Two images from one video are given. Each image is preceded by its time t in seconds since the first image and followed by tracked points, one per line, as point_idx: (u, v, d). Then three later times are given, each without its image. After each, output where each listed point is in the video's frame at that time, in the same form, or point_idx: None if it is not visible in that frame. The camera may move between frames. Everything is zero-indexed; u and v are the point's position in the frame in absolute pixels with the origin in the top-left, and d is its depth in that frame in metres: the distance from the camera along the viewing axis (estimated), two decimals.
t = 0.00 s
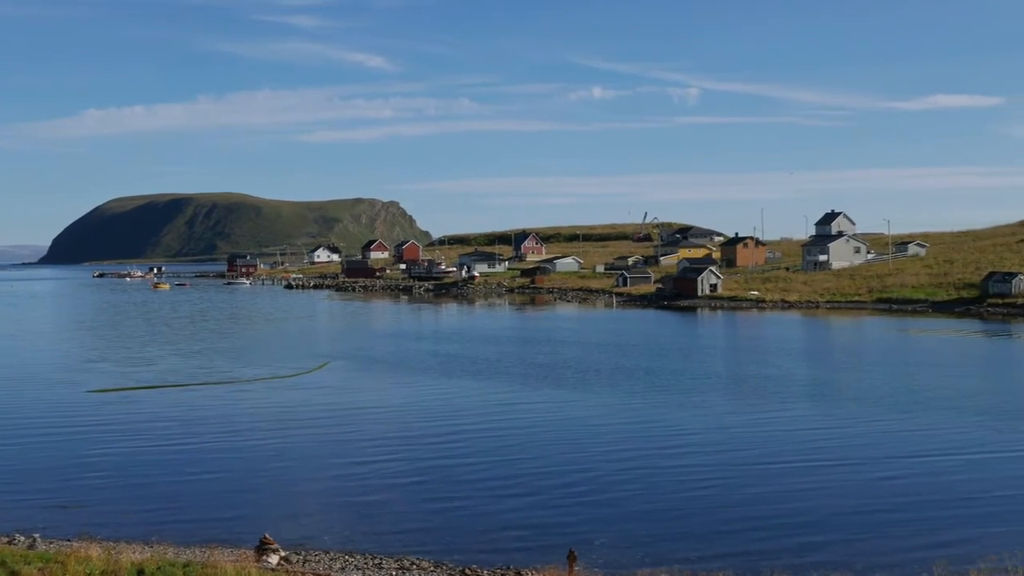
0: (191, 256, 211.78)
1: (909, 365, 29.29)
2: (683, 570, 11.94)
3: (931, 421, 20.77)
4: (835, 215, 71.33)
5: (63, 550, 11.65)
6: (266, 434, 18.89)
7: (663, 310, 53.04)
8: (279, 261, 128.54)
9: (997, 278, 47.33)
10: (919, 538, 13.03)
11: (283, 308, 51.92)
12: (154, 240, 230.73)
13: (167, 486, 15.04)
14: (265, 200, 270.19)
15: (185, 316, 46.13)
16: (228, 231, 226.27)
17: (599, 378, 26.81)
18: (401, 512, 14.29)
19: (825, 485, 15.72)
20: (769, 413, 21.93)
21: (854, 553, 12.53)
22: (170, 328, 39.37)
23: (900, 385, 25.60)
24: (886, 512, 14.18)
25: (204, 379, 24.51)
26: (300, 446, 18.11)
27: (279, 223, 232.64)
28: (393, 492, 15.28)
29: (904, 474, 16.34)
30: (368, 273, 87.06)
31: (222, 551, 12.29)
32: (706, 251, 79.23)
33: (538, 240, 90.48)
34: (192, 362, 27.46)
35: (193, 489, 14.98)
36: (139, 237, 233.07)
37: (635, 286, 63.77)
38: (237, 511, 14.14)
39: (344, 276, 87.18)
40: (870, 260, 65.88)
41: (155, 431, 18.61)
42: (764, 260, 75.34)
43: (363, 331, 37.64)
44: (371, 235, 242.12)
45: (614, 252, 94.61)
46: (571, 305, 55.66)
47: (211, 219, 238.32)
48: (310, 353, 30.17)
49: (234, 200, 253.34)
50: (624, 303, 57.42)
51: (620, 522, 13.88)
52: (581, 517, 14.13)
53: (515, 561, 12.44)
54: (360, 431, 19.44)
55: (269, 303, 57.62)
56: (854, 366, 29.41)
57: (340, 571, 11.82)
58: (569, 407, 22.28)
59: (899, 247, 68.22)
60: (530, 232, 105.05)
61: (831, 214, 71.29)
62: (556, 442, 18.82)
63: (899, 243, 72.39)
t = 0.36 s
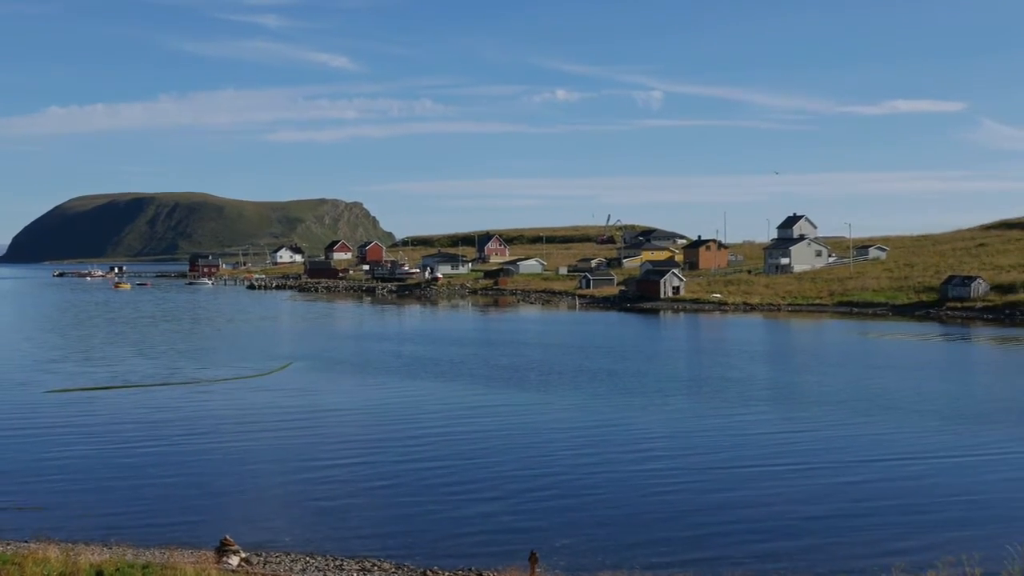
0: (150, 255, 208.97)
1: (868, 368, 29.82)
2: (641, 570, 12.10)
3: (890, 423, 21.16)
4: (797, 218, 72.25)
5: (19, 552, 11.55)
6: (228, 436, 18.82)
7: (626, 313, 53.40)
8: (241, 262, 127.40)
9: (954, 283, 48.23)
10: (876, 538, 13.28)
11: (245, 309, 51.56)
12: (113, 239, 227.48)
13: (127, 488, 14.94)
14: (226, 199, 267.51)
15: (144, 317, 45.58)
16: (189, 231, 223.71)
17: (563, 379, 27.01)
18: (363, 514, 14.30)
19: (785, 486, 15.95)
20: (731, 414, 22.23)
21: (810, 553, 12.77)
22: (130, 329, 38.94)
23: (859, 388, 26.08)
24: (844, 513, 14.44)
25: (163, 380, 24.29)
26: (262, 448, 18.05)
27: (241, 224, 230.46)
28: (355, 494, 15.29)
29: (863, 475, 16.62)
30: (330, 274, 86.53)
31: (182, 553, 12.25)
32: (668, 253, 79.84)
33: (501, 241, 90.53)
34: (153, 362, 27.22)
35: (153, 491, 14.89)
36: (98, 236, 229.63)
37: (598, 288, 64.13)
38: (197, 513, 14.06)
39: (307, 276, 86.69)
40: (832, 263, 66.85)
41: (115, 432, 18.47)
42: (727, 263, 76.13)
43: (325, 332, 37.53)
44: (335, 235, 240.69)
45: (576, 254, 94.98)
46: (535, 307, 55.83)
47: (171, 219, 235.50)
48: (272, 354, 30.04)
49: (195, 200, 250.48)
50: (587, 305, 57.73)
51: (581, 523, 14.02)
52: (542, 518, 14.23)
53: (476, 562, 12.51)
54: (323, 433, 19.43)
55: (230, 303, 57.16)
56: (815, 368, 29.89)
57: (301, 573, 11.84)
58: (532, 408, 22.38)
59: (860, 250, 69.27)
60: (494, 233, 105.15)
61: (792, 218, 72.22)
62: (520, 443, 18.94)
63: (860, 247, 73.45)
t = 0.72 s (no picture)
0: (105, 258, 205.56)
1: (824, 370, 30.38)
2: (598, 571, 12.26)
3: (848, 426, 21.52)
4: (754, 221, 73.19)
5: None
6: (184, 440, 18.68)
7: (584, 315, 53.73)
8: (198, 264, 126.12)
9: (910, 285, 49.31)
10: (833, 542, 13.53)
11: (201, 312, 51.01)
12: (66, 241, 223.46)
13: (82, 494, 14.81)
14: (183, 200, 264.30)
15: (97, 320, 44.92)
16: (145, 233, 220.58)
17: (522, 381, 27.16)
18: (321, 518, 14.31)
19: (745, 490, 16.18)
20: (691, 417, 22.52)
21: (764, 556, 13.02)
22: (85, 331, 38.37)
23: (817, 390, 26.51)
24: (803, 517, 14.69)
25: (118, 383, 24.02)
26: (219, 452, 17.95)
27: (197, 226, 227.68)
28: (315, 499, 15.29)
29: (823, 478, 16.90)
30: (290, 276, 86.03)
31: (138, 558, 12.21)
32: (626, 256, 80.40)
33: (460, 243, 90.52)
34: (108, 365, 26.94)
35: (108, 498, 14.76)
36: (50, 239, 225.42)
37: (557, 291, 64.40)
38: (153, 520, 13.97)
39: (265, 279, 85.96)
40: (789, 265, 67.82)
41: (70, 437, 18.25)
42: (685, 265, 76.91)
43: (282, 335, 37.30)
44: (293, 238, 238.74)
45: (536, 256, 95.26)
46: (493, 310, 55.98)
47: (125, 220, 232.02)
48: (229, 357, 29.82)
49: (149, 202, 246.88)
50: (545, 307, 57.99)
51: (540, 527, 14.15)
52: (504, 522, 14.33)
53: (435, 565, 12.60)
54: (282, 437, 19.37)
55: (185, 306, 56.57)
56: (771, 371, 30.35)
57: None
58: (494, 412, 22.48)
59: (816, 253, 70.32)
60: (454, 236, 105.11)
61: (749, 220, 73.15)
62: (479, 447, 19.05)
63: (816, 249, 74.55)
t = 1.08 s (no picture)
0: (58, 258, 202.04)
1: (780, 371, 30.92)
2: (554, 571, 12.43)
3: (806, 428, 21.90)
4: (713, 222, 74.01)
5: None
6: (141, 442, 18.56)
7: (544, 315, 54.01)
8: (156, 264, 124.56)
9: (867, 286, 50.29)
10: (786, 541, 13.83)
11: (157, 312, 50.47)
12: (18, 240, 219.17)
13: (36, 498, 14.68)
14: (138, 199, 260.44)
15: (52, 320, 44.30)
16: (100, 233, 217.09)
17: (483, 383, 27.29)
18: (281, 521, 14.32)
19: (701, 491, 16.45)
20: (650, 417, 22.82)
21: (719, 556, 13.28)
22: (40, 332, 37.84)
23: (775, 391, 26.95)
24: (758, 517, 14.96)
25: (73, 385, 23.77)
26: (177, 454, 17.86)
27: (153, 226, 224.59)
28: (273, 501, 15.28)
29: (780, 479, 17.20)
30: (249, 276, 85.25)
31: (94, 560, 12.16)
32: (586, 257, 80.86)
33: (420, 244, 90.27)
34: (64, 367, 26.64)
35: (63, 501, 14.67)
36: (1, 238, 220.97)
37: (516, 291, 64.64)
38: (109, 523, 13.89)
39: (223, 279, 85.16)
40: (747, 266, 68.67)
41: (24, 440, 18.05)
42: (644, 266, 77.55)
43: (241, 335, 37.08)
44: (251, 237, 236.38)
45: (496, 257, 95.35)
46: (453, 310, 56.05)
47: (79, 219, 228.21)
48: (187, 358, 29.60)
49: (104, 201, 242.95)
50: (505, 308, 58.19)
51: (499, 529, 14.29)
52: (463, 523, 14.45)
53: (394, 566, 12.70)
54: (241, 438, 19.33)
55: (141, 306, 55.96)
56: (729, 371, 30.82)
57: None
58: (456, 414, 22.56)
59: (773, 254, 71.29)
60: (414, 237, 104.90)
61: (708, 221, 73.97)
62: (439, 448, 19.14)
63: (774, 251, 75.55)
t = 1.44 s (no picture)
0: None
1: (728, 370, 31.49)
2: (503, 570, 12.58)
3: (754, 426, 22.33)
4: (661, 222, 74.85)
5: None
6: (88, 447, 18.35)
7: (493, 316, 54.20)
8: (102, 266, 122.40)
9: (814, 286, 51.38)
10: (732, 539, 14.12)
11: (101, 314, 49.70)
12: None
13: None
14: (80, 199, 255.01)
15: None
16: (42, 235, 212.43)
17: (435, 384, 27.37)
18: (230, 525, 14.27)
19: (650, 490, 16.70)
20: (602, 417, 23.09)
21: (666, 554, 13.51)
22: None
23: (725, 391, 27.39)
24: (706, 515, 15.24)
25: (17, 389, 23.39)
26: (124, 459, 17.68)
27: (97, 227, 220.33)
28: (223, 505, 15.22)
29: (728, 478, 17.46)
30: (195, 278, 84.16)
31: (40, 565, 12.07)
32: (536, 257, 81.22)
33: (368, 245, 89.82)
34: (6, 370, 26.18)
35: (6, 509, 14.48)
36: None
37: (465, 292, 64.76)
38: (54, 530, 13.75)
39: (169, 281, 84.01)
40: (696, 266, 69.56)
41: None
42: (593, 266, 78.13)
43: (189, 338, 36.73)
44: (199, 239, 233.11)
45: (446, 257, 95.15)
46: (402, 311, 56.00)
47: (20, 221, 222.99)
48: (132, 361, 29.24)
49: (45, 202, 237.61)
50: (455, 309, 58.31)
51: (449, 529, 14.39)
52: (414, 525, 14.52)
53: (343, 567, 12.75)
54: (189, 442, 19.18)
55: (83, 309, 55.04)
56: (677, 371, 31.34)
57: None
58: (407, 415, 22.56)
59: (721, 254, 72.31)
60: (365, 238, 104.44)
61: (657, 221, 74.79)
62: (391, 450, 19.17)
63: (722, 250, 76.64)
